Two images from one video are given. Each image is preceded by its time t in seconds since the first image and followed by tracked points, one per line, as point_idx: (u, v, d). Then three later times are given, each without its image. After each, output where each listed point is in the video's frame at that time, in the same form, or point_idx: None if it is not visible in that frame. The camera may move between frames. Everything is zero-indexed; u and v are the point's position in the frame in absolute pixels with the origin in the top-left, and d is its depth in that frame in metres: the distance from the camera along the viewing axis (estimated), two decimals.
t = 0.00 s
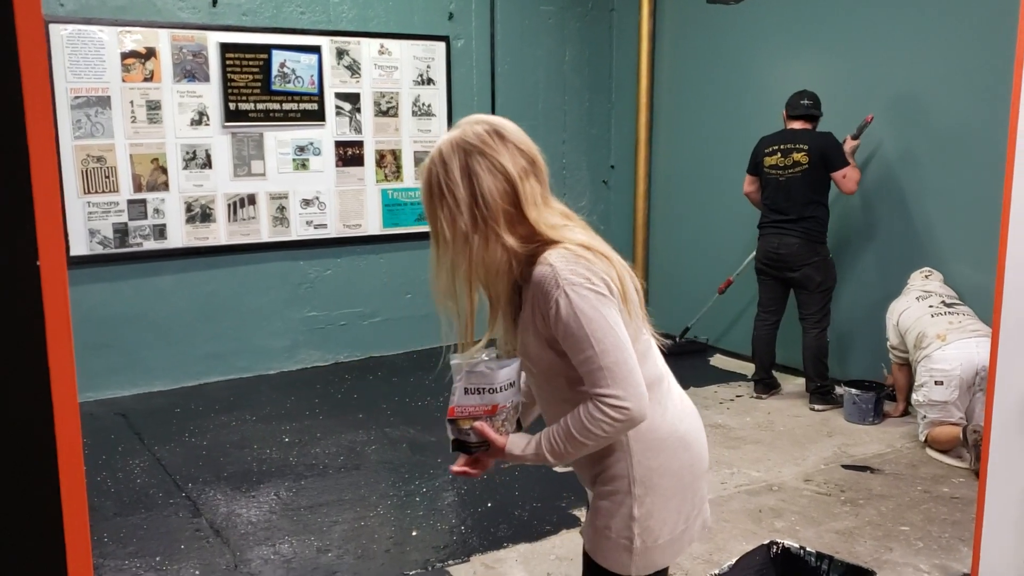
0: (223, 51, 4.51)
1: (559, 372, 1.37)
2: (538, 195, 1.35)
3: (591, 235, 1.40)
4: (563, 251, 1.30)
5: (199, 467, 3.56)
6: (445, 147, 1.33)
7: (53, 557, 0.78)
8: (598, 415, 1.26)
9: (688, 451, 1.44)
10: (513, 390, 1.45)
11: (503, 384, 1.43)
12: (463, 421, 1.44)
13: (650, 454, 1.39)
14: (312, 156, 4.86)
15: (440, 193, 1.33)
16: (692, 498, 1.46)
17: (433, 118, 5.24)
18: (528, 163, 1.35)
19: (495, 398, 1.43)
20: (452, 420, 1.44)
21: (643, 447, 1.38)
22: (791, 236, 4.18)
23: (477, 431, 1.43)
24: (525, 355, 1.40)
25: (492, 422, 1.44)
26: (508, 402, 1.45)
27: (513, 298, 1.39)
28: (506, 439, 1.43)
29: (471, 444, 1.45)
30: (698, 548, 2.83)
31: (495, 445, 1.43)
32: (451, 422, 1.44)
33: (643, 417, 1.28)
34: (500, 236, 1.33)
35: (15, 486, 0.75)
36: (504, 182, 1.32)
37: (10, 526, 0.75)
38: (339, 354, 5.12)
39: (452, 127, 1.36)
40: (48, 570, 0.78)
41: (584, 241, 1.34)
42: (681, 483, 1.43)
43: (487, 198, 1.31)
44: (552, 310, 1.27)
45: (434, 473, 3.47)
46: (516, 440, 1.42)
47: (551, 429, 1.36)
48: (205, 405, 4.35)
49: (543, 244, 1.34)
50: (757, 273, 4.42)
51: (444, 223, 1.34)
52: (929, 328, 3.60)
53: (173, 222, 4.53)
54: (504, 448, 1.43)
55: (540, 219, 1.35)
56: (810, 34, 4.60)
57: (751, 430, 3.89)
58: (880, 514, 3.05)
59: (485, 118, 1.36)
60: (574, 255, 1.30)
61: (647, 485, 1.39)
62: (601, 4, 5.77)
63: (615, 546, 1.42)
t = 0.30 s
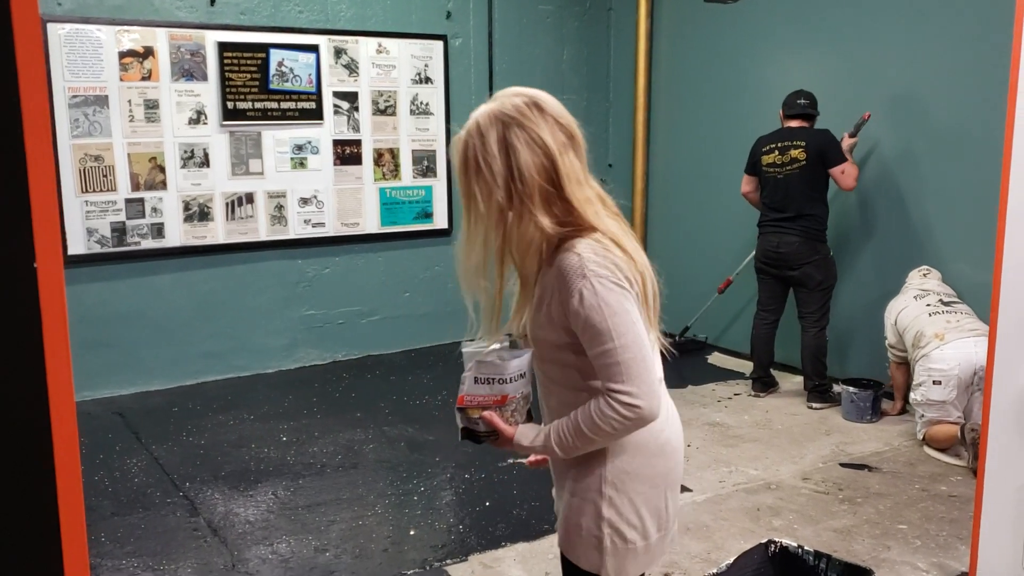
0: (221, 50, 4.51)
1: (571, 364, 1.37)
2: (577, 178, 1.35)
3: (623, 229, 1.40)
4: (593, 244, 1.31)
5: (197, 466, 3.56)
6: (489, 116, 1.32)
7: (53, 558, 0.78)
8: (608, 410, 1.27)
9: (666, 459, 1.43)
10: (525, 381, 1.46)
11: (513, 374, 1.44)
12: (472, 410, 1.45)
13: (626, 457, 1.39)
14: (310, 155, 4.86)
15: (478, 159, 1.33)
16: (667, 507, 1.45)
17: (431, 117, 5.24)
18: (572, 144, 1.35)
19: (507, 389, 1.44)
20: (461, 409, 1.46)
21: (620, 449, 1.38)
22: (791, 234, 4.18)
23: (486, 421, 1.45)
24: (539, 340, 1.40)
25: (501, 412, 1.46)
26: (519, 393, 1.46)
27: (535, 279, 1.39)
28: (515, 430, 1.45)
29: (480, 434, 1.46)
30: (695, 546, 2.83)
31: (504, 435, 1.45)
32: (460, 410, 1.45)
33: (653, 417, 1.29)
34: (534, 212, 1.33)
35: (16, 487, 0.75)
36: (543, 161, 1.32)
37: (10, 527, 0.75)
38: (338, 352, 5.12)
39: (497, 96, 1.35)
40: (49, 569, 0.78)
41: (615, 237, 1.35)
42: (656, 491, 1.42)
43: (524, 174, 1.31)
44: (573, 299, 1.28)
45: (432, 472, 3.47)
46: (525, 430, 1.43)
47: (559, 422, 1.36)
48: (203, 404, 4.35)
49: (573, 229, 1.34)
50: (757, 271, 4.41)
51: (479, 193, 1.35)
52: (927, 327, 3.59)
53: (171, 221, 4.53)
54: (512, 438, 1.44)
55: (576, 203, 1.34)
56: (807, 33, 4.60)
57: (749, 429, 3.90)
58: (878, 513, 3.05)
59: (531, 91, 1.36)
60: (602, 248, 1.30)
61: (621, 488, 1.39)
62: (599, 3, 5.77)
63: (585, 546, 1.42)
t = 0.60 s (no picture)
0: (217, 50, 4.50)
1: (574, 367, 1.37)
2: (598, 181, 1.35)
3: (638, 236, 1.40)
4: (605, 250, 1.31)
5: (193, 467, 3.55)
6: (517, 107, 1.33)
7: (52, 558, 0.78)
8: (607, 418, 1.27)
9: (642, 472, 1.41)
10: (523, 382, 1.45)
11: (511, 375, 1.42)
12: (470, 410, 1.44)
13: (603, 466, 1.38)
14: (307, 155, 4.85)
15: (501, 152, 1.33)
16: (642, 520, 1.43)
17: (428, 117, 5.23)
18: (595, 146, 1.35)
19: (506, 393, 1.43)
20: (460, 408, 1.45)
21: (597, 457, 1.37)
22: (792, 235, 4.18)
23: (484, 421, 1.44)
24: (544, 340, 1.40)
25: (500, 413, 1.44)
26: (518, 394, 1.45)
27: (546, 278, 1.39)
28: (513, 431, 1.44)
29: (477, 434, 1.45)
30: (692, 548, 2.83)
31: (500, 437, 1.44)
32: (459, 409, 1.44)
33: (650, 430, 1.29)
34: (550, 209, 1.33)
35: (14, 487, 0.75)
36: (564, 159, 1.32)
37: (9, 528, 0.75)
38: (334, 353, 5.11)
39: (527, 89, 1.36)
40: (49, 569, 0.78)
41: (628, 245, 1.35)
42: (630, 503, 1.40)
43: (545, 171, 1.31)
44: (580, 302, 1.28)
45: (429, 473, 3.47)
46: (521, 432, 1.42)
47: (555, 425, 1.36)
48: (199, 404, 4.34)
49: (588, 231, 1.34)
50: (756, 273, 4.41)
51: (501, 184, 1.35)
52: (920, 328, 3.59)
53: (167, 221, 4.52)
54: (508, 441, 1.43)
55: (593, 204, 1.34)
56: (804, 33, 4.60)
57: (745, 429, 3.90)
58: (874, 514, 3.06)
59: (561, 88, 1.36)
60: (612, 256, 1.30)
61: (594, 496, 1.38)
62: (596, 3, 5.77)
63: (556, 548, 1.41)
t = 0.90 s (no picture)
0: (214, 45, 4.46)
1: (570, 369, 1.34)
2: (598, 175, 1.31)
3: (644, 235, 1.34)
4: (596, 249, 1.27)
5: (191, 468, 3.52)
6: (523, 93, 1.31)
7: (49, 557, 0.83)
8: (592, 425, 1.24)
9: (659, 480, 1.36)
10: (516, 388, 1.44)
11: (500, 378, 1.42)
12: (461, 412, 1.44)
13: (614, 473, 1.34)
14: (305, 152, 4.81)
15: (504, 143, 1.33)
16: (658, 531, 1.38)
17: (427, 113, 5.18)
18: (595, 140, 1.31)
19: (495, 395, 1.42)
20: (452, 410, 1.45)
21: (607, 464, 1.34)
22: (799, 233, 4.15)
23: (476, 424, 1.43)
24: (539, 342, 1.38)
25: (491, 417, 1.44)
26: (509, 399, 1.44)
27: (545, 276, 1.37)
28: (504, 436, 1.43)
29: (470, 437, 1.45)
30: (697, 547, 2.81)
31: (492, 440, 1.43)
32: (451, 412, 1.45)
33: (637, 441, 1.25)
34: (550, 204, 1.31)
35: (15, 489, 0.80)
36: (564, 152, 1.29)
37: (9, 527, 0.80)
38: (333, 352, 5.07)
39: (539, 75, 1.34)
40: (47, 566, 0.83)
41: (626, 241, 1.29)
42: (644, 512, 1.36)
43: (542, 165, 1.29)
44: (570, 305, 1.25)
45: (430, 473, 3.44)
46: (513, 437, 1.42)
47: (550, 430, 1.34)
48: (197, 404, 4.30)
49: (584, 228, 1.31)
50: (763, 273, 4.37)
51: (501, 176, 1.35)
52: (924, 325, 3.57)
53: (163, 218, 4.48)
54: (500, 445, 1.42)
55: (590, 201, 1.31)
56: (805, 29, 4.57)
57: (748, 428, 3.88)
58: (879, 512, 3.04)
59: (570, 78, 1.33)
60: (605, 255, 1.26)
61: (604, 504, 1.35)
62: None
63: (567, 554, 1.39)
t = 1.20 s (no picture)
0: (210, 31, 4.37)
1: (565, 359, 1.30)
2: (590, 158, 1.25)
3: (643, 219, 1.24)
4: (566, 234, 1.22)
5: (189, 462, 3.44)
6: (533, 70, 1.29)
7: (54, 560, 0.75)
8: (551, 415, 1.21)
9: (698, 475, 1.27)
10: (531, 388, 1.33)
11: (510, 377, 1.33)
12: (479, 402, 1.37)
13: (648, 470, 1.26)
14: (302, 141, 4.72)
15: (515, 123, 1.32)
16: (701, 529, 1.29)
17: (426, 103, 5.10)
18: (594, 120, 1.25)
19: (507, 392, 1.33)
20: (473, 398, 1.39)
21: (639, 459, 1.27)
22: (808, 224, 4.09)
23: (490, 417, 1.36)
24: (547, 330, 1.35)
25: (505, 413, 1.34)
26: (522, 399, 1.33)
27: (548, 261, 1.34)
28: (512, 436, 1.34)
29: (486, 428, 1.38)
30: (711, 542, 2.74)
31: (502, 436, 1.36)
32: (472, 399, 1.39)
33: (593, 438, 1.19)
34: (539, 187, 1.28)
35: (17, 484, 0.73)
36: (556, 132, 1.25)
37: (10, 527, 0.73)
38: (330, 346, 4.99)
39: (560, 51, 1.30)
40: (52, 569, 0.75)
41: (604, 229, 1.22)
42: (684, 511, 1.28)
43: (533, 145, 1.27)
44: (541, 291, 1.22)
45: (433, 468, 3.36)
46: (519, 437, 1.33)
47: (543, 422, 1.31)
48: (193, 398, 4.21)
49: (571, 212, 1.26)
50: (776, 268, 4.31)
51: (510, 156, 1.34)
52: (936, 319, 3.51)
53: (159, 208, 4.38)
54: (507, 442, 1.35)
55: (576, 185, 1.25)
56: (811, 17, 4.51)
57: (756, 422, 3.82)
58: (894, 507, 2.98)
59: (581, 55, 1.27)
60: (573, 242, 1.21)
61: (639, 502, 1.28)
62: None
63: (605, 555, 1.32)
